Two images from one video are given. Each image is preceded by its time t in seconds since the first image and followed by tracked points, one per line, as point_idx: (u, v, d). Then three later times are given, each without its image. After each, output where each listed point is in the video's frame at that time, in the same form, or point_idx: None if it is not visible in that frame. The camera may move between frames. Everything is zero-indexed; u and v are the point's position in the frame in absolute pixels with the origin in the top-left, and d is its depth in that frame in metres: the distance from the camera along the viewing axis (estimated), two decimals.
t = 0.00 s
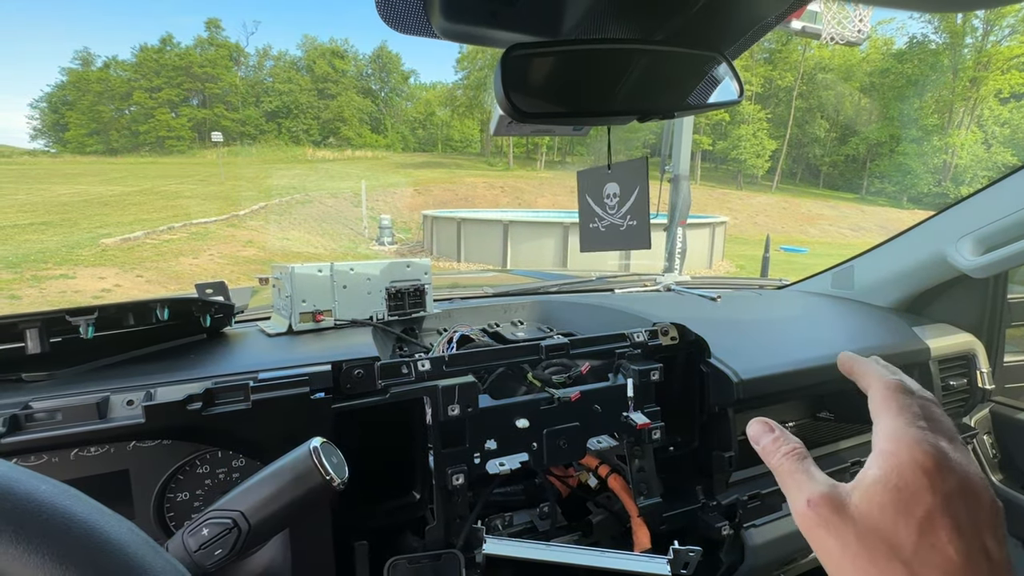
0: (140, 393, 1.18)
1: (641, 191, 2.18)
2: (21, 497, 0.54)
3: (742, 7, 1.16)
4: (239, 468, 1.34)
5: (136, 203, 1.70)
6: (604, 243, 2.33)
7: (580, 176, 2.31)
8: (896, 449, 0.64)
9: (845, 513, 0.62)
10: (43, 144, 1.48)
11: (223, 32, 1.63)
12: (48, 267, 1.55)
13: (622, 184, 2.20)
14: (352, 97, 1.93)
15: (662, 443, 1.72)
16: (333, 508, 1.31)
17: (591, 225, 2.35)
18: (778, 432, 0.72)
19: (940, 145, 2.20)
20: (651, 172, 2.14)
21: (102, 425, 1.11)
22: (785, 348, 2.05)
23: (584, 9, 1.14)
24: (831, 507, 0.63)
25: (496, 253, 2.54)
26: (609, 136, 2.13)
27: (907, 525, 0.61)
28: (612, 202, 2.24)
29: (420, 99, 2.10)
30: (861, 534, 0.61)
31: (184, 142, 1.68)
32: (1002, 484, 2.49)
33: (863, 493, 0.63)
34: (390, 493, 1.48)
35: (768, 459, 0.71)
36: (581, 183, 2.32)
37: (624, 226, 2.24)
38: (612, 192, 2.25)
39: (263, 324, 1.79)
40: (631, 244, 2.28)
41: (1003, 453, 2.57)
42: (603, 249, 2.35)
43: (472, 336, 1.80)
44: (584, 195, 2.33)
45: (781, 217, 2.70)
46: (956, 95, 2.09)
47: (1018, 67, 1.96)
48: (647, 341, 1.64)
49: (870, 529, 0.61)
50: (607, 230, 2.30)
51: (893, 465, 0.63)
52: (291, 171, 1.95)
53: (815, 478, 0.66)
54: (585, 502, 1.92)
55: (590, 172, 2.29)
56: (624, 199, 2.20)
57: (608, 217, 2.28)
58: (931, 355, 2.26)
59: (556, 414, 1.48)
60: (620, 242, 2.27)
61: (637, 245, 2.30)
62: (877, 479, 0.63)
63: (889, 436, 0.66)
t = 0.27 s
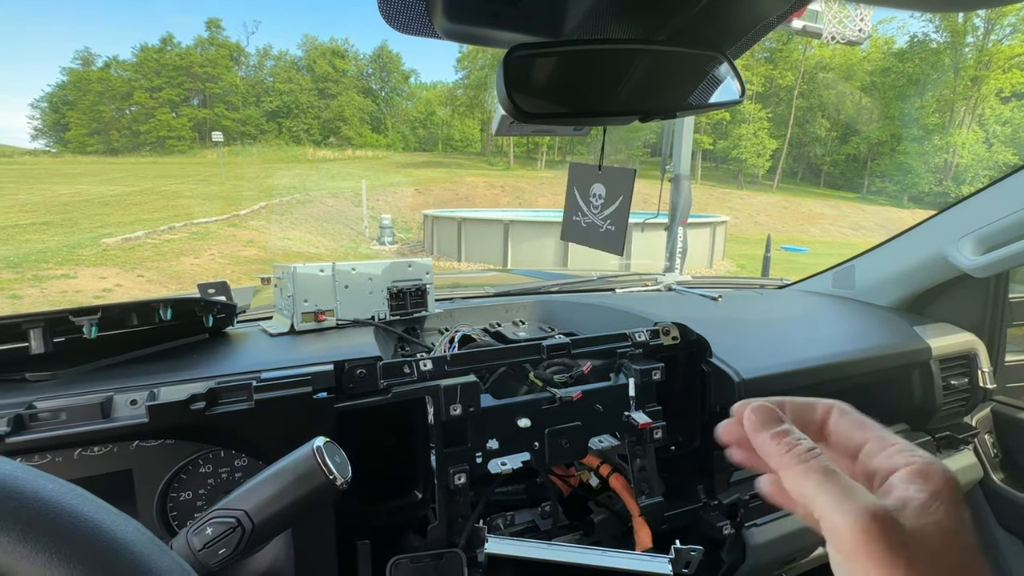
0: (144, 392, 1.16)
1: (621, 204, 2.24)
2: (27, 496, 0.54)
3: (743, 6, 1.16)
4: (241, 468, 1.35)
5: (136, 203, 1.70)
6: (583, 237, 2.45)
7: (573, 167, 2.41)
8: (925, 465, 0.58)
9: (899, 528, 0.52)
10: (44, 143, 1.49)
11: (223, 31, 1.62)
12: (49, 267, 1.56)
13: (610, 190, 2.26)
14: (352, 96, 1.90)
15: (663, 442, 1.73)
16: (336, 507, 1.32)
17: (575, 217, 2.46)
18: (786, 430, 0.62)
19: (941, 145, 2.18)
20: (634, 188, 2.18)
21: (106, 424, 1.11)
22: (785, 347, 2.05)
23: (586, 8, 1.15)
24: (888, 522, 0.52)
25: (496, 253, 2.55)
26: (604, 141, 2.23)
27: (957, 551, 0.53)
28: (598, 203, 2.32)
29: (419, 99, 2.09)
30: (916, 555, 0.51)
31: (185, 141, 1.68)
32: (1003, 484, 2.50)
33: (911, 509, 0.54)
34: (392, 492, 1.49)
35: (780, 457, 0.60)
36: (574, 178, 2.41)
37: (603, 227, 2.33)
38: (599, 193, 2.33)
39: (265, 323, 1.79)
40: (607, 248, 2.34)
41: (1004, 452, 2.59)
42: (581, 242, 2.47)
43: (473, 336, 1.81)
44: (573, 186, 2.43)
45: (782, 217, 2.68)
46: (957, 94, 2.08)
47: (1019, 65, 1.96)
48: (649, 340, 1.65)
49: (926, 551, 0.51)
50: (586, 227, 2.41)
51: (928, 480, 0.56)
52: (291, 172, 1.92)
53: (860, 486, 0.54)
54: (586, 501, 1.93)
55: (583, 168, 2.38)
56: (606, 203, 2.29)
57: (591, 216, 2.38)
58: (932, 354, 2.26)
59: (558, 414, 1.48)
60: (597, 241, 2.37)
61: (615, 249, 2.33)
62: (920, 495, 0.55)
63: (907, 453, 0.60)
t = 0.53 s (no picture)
0: (146, 393, 1.17)
1: (637, 197, 2.16)
2: (31, 498, 0.54)
3: (746, 6, 1.16)
4: (243, 469, 1.34)
5: (137, 203, 1.71)
6: (601, 241, 2.33)
7: (580, 172, 2.31)
8: None
9: None
10: (45, 143, 1.49)
11: (223, 31, 1.64)
12: (51, 267, 1.54)
13: (623, 187, 2.17)
14: (353, 96, 1.95)
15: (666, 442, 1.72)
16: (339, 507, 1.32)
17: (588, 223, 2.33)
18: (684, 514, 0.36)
19: (943, 143, 2.27)
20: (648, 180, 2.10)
21: (108, 425, 1.11)
22: (788, 347, 2.04)
23: (589, 8, 1.14)
24: None
25: (497, 252, 2.57)
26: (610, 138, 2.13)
27: None
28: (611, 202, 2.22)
29: (420, 98, 2.13)
30: None
31: (186, 141, 1.69)
32: (1005, 483, 2.50)
33: None
34: (394, 492, 1.49)
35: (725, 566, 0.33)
36: (581, 181, 2.30)
37: (620, 228, 2.23)
38: (610, 193, 2.23)
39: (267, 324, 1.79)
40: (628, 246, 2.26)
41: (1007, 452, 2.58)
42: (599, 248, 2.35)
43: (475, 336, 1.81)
44: (583, 191, 2.30)
45: (783, 216, 2.82)
46: (958, 93, 2.17)
47: (1020, 64, 2.02)
48: (651, 340, 1.64)
49: None
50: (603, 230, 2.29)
51: None
52: (292, 172, 1.98)
53: None
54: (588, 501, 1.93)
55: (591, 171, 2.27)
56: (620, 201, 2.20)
57: (604, 218, 2.27)
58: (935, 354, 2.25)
59: (560, 414, 1.48)
60: (615, 242, 2.27)
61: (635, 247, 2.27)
62: None
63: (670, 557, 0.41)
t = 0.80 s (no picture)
0: (144, 388, 1.14)
1: (643, 188, 2.29)
2: (27, 491, 0.53)
3: None
4: (244, 465, 1.33)
5: (138, 202, 1.68)
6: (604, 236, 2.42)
7: (581, 164, 2.42)
8: None
9: None
10: (45, 143, 1.47)
11: (223, 31, 1.63)
12: (51, 266, 1.54)
13: (627, 180, 2.31)
14: (353, 95, 1.96)
15: (669, 438, 1.71)
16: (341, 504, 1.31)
17: (591, 216, 2.42)
18: None
19: (944, 141, 2.11)
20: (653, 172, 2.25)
21: (107, 420, 1.09)
22: (792, 342, 2.03)
23: None
24: None
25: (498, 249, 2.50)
26: (616, 129, 2.27)
27: None
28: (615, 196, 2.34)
29: (420, 97, 2.15)
30: None
31: (186, 141, 1.69)
32: (1009, 479, 2.50)
33: None
34: (396, 489, 1.48)
35: None
36: (585, 175, 2.41)
37: (624, 219, 2.35)
38: (614, 186, 2.34)
39: (268, 320, 1.78)
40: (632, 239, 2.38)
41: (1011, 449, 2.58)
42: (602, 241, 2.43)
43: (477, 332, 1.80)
44: (585, 183, 2.42)
45: (783, 214, 2.70)
46: (961, 90, 1.99)
47: None
48: (654, 335, 1.63)
49: None
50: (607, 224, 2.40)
51: None
52: (292, 169, 1.95)
53: None
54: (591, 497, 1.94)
55: (593, 165, 2.40)
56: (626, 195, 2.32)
57: (608, 211, 2.38)
58: (940, 349, 2.24)
59: (563, 409, 1.47)
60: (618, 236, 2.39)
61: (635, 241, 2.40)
62: None
63: None
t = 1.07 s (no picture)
0: (143, 388, 1.13)
1: (631, 191, 2.30)
2: (23, 494, 0.52)
3: None
4: (244, 465, 1.32)
5: (138, 202, 1.66)
6: (591, 228, 2.47)
7: (578, 157, 2.42)
8: None
9: None
10: (45, 143, 1.45)
11: (223, 29, 1.61)
12: (51, 266, 1.53)
13: (617, 181, 2.32)
14: (353, 94, 1.95)
15: (671, 437, 1.71)
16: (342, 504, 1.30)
17: (581, 209, 2.46)
18: None
19: (944, 139, 2.07)
20: (641, 177, 2.26)
21: (105, 421, 1.08)
22: (794, 341, 2.02)
23: None
24: None
25: (498, 248, 2.51)
26: (611, 128, 2.22)
27: None
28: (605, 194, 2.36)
29: (420, 96, 2.13)
30: None
31: (185, 140, 1.68)
32: (1011, 477, 2.49)
33: None
34: (397, 489, 1.47)
35: None
36: (579, 167, 2.42)
37: (612, 219, 2.37)
38: (606, 184, 2.36)
39: (268, 319, 1.77)
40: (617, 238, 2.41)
41: (1013, 446, 2.57)
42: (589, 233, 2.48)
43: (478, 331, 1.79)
44: (580, 176, 2.43)
45: (783, 212, 2.65)
46: (961, 88, 1.98)
47: None
48: (656, 334, 1.62)
49: None
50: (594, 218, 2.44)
51: None
52: (292, 169, 1.95)
53: None
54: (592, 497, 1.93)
55: (590, 160, 2.39)
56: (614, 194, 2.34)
57: (597, 207, 2.41)
58: (942, 347, 2.23)
59: (565, 409, 1.46)
60: (605, 232, 2.42)
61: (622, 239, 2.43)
62: None
63: None
